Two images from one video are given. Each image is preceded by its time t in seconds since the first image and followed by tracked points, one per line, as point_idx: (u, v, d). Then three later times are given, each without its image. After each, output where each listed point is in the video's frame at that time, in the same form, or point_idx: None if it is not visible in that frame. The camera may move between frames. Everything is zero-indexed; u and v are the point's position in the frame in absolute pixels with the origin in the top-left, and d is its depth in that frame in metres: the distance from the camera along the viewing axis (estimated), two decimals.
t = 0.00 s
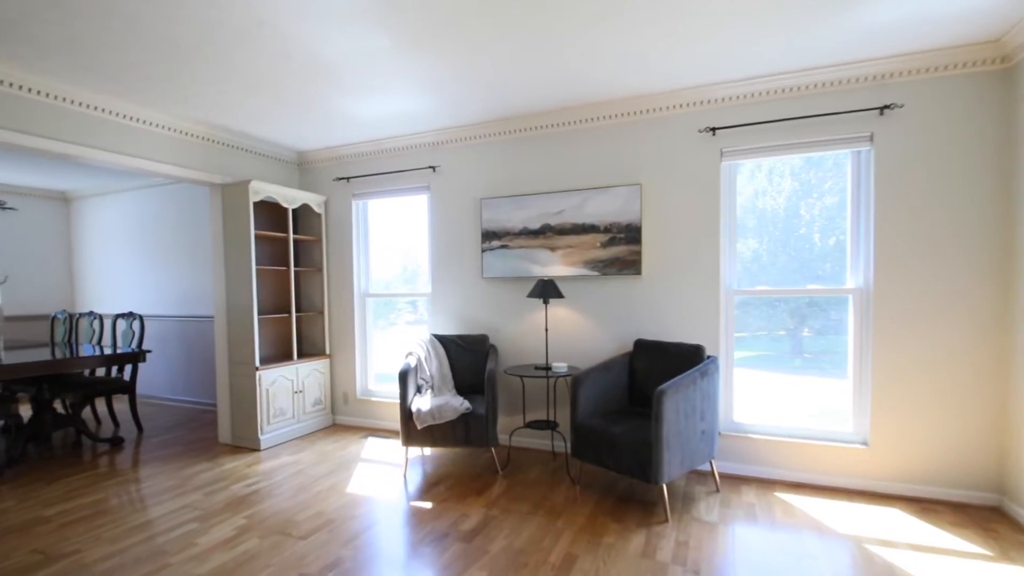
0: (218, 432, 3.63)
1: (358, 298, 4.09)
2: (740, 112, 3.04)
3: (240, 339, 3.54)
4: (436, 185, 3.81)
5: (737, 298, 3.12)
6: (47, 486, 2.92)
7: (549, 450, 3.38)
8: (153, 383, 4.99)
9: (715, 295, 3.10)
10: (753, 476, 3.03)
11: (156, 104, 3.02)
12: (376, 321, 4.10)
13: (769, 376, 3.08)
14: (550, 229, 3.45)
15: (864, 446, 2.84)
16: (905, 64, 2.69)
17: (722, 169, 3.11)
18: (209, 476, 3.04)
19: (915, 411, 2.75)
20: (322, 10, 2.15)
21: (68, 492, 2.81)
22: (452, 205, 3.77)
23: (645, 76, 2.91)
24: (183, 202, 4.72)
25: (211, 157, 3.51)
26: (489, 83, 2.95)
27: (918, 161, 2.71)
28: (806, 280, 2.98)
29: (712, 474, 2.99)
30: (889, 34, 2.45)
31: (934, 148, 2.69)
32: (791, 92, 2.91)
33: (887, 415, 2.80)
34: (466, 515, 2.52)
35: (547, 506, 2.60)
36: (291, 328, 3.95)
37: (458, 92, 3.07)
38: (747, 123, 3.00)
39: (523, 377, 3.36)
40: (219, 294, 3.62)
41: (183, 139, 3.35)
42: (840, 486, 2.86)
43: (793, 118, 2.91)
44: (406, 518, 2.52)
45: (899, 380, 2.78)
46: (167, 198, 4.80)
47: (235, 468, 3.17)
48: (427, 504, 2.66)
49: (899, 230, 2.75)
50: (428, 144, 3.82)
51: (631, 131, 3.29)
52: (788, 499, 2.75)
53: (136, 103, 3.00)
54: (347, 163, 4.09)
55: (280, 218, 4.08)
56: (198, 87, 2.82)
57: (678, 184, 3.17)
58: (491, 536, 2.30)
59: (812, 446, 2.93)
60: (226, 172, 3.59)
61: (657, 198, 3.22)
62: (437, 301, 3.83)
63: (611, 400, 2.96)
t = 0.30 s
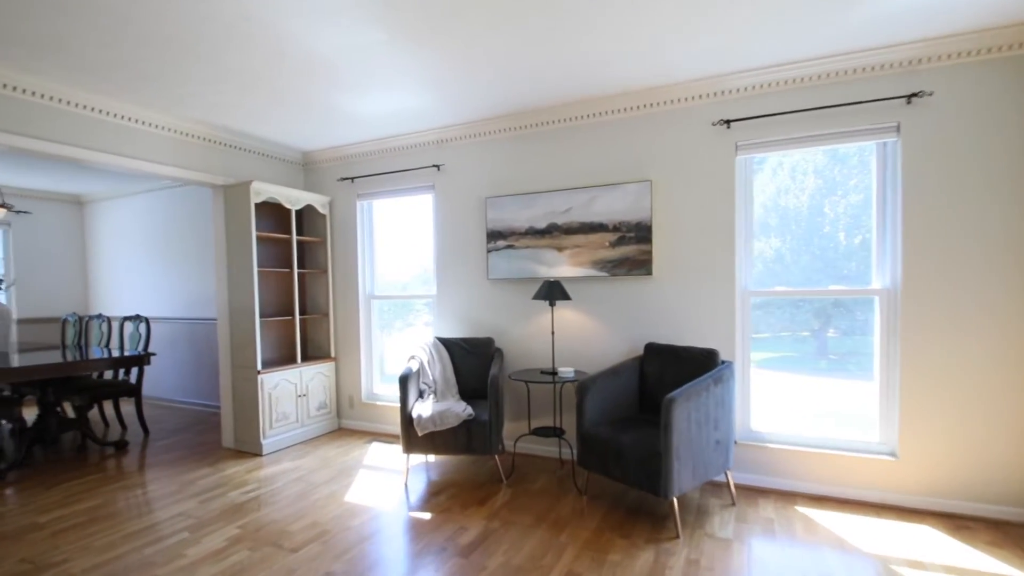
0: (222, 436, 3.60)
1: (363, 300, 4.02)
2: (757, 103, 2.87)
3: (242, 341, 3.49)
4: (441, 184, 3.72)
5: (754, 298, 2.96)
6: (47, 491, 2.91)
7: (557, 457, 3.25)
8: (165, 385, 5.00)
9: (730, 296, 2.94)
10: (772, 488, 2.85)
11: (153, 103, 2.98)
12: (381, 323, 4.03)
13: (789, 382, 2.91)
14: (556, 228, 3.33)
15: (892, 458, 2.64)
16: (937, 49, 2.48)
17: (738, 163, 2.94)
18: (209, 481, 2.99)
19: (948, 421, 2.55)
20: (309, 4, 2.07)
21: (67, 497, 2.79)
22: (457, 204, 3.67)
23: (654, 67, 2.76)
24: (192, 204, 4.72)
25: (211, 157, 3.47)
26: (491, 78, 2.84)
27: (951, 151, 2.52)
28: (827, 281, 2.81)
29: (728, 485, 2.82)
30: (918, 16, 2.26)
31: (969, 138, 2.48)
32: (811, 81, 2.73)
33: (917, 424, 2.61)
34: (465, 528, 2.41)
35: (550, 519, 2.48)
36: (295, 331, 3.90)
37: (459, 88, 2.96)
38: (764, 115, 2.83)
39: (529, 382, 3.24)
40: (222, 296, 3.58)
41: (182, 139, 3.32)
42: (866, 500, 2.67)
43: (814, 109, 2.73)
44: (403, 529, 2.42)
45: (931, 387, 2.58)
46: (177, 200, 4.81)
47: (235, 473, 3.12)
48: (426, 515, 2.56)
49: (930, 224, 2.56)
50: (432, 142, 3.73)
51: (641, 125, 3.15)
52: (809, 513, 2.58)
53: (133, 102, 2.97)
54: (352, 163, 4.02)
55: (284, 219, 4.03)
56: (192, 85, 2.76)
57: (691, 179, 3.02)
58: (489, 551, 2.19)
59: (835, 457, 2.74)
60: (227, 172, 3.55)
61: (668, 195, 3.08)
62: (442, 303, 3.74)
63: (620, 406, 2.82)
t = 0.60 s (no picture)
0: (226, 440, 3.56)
1: (367, 302, 3.96)
2: (774, 94, 2.71)
3: (245, 345, 3.45)
4: (445, 184, 3.63)
5: (771, 300, 2.80)
6: (49, 494, 2.90)
7: (563, 465, 3.13)
8: (175, 387, 5.02)
9: (745, 298, 2.78)
10: (790, 501, 2.69)
11: (153, 104, 2.96)
12: (386, 326, 3.96)
13: (810, 389, 2.74)
14: (563, 227, 3.21)
15: (921, 471, 2.46)
16: (970, 31, 2.30)
17: (753, 158, 2.79)
18: (209, 487, 2.95)
19: (984, 432, 2.36)
20: None
21: (67, 501, 2.77)
22: (461, 204, 3.58)
23: (662, 58, 2.63)
24: (201, 207, 4.72)
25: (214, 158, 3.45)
26: (491, 72, 2.74)
27: (986, 142, 2.33)
28: (850, 281, 2.63)
29: (743, 498, 2.67)
30: None
31: (1006, 126, 2.29)
32: (831, 69, 2.57)
33: (950, 435, 2.42)
34: (463, 540, 2.30)
35: (553, 533, 2.36)
36: (299, 334, 3.85)
37: (460, 83, 2.87)
38: (782, 106, 2.67)
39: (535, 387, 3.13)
40: (225, 299, 3.55)
41: (185, 141, 3.29)
42: (893, 516, 2.49)
43: (834, 99, 2.57)
44: (399, 540, 2.33)
45: (965, 395, 2.39)
46: (186, 203, 4.83)
47: (235, 479, 3.07)
48: (424, 526, 2.47)
49: (962, 221, 2.37)
50: (436, 140, 3.65)
51: (650, 120, 3.01)
52: (832, 530, 2.40)
53: (133, 104, 2.95)
54: (356, 163, 3.96)
55: (288, 220, 3.99)
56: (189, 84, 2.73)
57: (703, 174, 2.87)
58: (486, 567, 2.08)
59: (859, 469, 2.56)
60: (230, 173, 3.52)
61: (679, 192, 2.93)
62: (447, 305, 3.65)
63: (628, 413, 2.69)
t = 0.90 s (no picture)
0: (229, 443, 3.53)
1: (372, 304, 3.89)
2: (792, 83, 2.55)
3: (247, 347, 3.41)
4: (449, 182, 3.55)
5: (790, 302, 2.64)
6: (50, 496, 2.88)
7: (569, 474, 3.01)
8: (186, 389, 5.03)
9: (761, 300, 2.63)
10: (810, 517, 2.52)
11: (154, 103, 2.93)
12: (390, 329, 3.89)
13: (831, 397, 2.57)
14: (569, 226, 3.09)
15: (954, 487, 2.27)
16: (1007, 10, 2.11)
17: (770, 151, 2.63)
18: (208, 491, 2.90)
19: None
20: None
21: (67, 504, 2.75)
22: (466, 203, 3.49)
23: (672, 47, 2.50)
24: (210, 209, 4.73)
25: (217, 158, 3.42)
26: (493, 65, 2.64)
27: None
28: (876, 283, 2.46)
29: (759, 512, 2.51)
30: None
31: None
32: (854, 55, 2.40)
33: (986, 449, 2.22)
34: (460, 553, 2.20)
35: (556, 547, 2.23)
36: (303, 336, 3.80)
37: (461, 78, 2.78)
38: (800, 96, 2.51)
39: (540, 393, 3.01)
40: (228, 300, 3.52)
41: (188, 141, 3.27)
42: (923, 536, 2.30)
43: (857, 87, 2.40)
44: (394, 552, 2.23)
45: (1004, 406, 2.19)
46: (196, 204, 4.84)
47: (235, 483, 3.02)
48: (422, 536, 2.37)
49: (999, 216, 2.18)
50: (440, 138, 3.57)
51: (660, 114, 2.88)
52: (856, 550, 2.23)
53: (135, 104, 2.93)
54: (361, 162, 3.91)
55: (293, 220, 3.95)
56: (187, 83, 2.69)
57: (716, 169, 2.73)
58: None
59: (886, 483, 2.38)
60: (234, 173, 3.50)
61: (691, 188, 2.79)
62: (451, 307, 3.56)
63: (636, 420, 2.55)
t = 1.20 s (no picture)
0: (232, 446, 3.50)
1: (377, 306, 3.83)
2: (814, 71, 2.39)
3: (250, 348, 3.38)
4: (454, 181, 3.46)
5: (810, 305, 2.48)
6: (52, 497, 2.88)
7: (575, 483, 2.89)
8: (196, 390, 5.05)
9: (779, 302, 2.47)
10: (832, 533, 2.35)
11: (155, 103, 2.91)
12: (395, 331, 3.82)
13: (854, 405, 2.40)
14: (576, 225, 2.97)
15: (991, 506, 2.09)
16: None
17: (788, 144, 2.48)
18: (207, 495, 2.86)
19: None
20: None
21: (68, 506, 2.74)
22: (470, 202, 3.40)
23: (682, 36, 2.37)
24: (220, 210, 4.74)
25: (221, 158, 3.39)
26: (494, 58, 2.54)
27: None
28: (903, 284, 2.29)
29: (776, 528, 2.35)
30: None
31: None
32: (879, 40, 2.24)
33: None
34: (456, 567, 2.10)
35: (557, 562, 2.12)
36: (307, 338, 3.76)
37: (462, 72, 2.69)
38: (820, 85, 2.36)
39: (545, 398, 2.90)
40: (232, 301, 3.49)
41: (192, 141, 3.25)
42: (956, 557, 2.12)
43: (883, 74, 2.23)
44: (388, 564, 2.14)
45: None
46: (206, 206, 4.86)
47: (235, 487, 2.98)
48: (418, 548, 2.28)
49: None
50: (445, 136, 3.49)
51: (671, 107, 2.75)
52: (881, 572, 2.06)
53: (137, 103, 2.91)
54: (367, 161, 3.85)
55: (299, 221, 3.91)
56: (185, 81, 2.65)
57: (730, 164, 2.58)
58: None
59: (915, 500, 2.21)
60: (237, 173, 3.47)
61: (704, 184, 2.65)
62: (456, 308, 3.47)
63: (644, 429, 2.42)
